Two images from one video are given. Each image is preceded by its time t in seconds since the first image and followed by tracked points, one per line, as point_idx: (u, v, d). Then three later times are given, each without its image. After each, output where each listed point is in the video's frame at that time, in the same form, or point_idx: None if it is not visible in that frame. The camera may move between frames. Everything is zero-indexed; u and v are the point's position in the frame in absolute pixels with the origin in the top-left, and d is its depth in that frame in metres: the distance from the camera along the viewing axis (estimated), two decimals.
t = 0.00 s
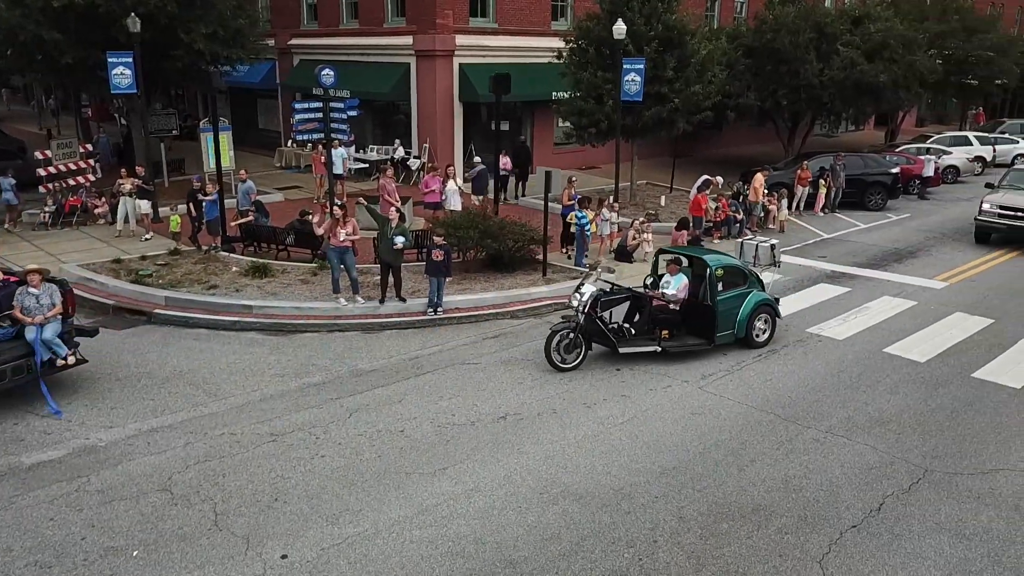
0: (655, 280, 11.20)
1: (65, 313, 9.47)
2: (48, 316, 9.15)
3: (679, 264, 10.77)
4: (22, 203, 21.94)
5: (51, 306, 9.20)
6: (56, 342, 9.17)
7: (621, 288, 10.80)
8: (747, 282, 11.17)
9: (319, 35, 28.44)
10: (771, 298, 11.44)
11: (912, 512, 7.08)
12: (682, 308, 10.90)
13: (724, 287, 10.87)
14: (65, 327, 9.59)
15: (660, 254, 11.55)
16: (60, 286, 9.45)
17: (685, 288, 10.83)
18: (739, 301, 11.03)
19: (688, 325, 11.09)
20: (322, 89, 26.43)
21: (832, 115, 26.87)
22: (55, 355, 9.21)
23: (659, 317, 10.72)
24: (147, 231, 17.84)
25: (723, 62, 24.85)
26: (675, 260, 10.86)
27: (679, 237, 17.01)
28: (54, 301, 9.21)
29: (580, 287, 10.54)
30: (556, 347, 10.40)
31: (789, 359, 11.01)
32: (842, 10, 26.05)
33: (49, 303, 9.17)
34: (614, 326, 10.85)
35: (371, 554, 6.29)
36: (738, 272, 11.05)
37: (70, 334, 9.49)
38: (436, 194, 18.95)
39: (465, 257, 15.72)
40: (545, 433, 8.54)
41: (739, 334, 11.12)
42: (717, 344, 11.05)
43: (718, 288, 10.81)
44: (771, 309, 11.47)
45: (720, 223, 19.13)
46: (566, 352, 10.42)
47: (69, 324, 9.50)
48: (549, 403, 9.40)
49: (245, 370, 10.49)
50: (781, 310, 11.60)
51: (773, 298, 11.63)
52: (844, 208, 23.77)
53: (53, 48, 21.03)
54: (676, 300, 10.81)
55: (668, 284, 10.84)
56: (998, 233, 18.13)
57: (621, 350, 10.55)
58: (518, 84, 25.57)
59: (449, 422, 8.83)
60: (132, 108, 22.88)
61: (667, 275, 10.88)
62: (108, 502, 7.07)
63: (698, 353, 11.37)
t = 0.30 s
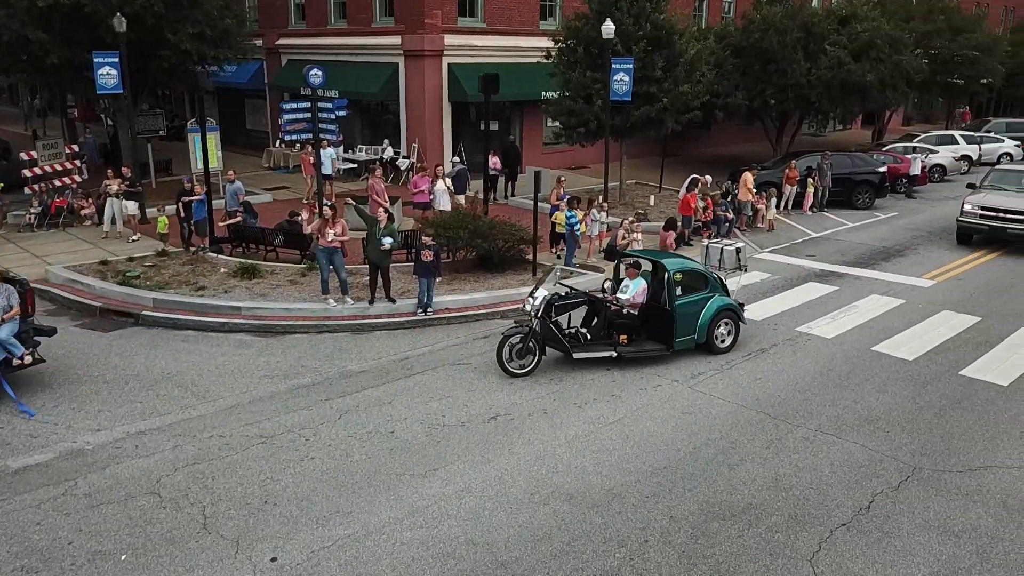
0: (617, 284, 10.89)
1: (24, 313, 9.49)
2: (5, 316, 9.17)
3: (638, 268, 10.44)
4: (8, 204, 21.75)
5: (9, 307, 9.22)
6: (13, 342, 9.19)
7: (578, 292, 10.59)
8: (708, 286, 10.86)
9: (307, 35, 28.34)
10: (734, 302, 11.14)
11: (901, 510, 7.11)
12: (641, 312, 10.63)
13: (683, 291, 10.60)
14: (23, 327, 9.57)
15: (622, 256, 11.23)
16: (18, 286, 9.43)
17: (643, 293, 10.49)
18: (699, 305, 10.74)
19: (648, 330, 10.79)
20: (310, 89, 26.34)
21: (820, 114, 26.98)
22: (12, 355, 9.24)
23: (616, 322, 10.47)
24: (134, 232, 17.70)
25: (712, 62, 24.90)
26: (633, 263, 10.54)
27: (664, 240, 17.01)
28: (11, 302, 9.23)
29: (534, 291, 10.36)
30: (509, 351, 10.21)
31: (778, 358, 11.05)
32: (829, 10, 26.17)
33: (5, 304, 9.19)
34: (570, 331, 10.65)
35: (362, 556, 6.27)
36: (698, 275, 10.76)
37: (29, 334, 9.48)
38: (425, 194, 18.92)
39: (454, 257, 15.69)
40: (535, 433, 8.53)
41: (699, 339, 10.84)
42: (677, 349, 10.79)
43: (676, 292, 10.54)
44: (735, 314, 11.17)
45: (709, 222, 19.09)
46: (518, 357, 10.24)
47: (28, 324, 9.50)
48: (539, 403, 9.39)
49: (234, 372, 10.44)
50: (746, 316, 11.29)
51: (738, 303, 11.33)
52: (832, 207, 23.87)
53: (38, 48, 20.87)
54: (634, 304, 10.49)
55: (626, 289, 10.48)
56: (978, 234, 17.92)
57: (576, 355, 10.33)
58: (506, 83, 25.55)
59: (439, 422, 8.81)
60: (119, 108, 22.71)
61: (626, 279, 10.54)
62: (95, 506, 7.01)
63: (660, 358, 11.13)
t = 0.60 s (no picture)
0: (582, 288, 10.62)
1: None
2: None
3: (601, 272, 10.21)
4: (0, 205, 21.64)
5: None
6: None
7: (537, 296, 10.27)
8: (671, 291, 10.62)
9: (300, 35, 28.28)
10: (699, 308, 10.88)
11: (896, 509, 7.12)
12: (603, 317, 10.38)
13: (645, 296, 10.37)
14: None
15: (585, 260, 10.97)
16: None
17: (606, 297, 10.19)
18: (663, 311, 10.50)
19: (610, 334, 10.54)
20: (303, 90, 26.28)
21: (813, 113, 27.03)
22: None
23: (576, 327, 10.22)
24: (126, 233, 17.62)
25: (705, 61, 24.94)
26: (596, 266, 10.27)
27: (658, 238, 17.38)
28: None
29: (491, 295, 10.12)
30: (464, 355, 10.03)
31: (773, 357, 11.06)
32: (822, 10, 26.24)
33: None
34: (530, 335, 10.39)
35: (357, 557, 6.25)
36: (661, 280, 10.53)
37: None
38: (419, 195, 18.91)
39: (448, 257, 15.66)
40: (530, 433, 8.52)
41: (663, 345, 10.58)
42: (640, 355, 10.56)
43: (638, 296, 10.31)
44: (700, 319, 10.92)
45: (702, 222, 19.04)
46: (474, 362, 10.02)
47: None
48: (533, 403, 9.38)
49: (228, 373, 10.40)
50: (713, 321, 11.02)
51: (704, 308, 11.07)
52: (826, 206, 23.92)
53: (29, 48, 20.76)
54: (595, 308, 10.18)
55: (589, 293, 10.20)
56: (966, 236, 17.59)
57: (532, 361, 10.09)
58: (500, 83, 25.53)
59: (433, 423, 8.79)
60: (111, 108, 22.60)
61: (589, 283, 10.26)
62: (88, 509, 6.97)
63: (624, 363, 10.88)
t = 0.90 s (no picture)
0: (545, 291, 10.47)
1: None
2: None
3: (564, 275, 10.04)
4: None
5: None
6: None
7: (496, 300, 10.18)
8: (634, 296, 10.42)
9: (294, 34, 28.23)
10: (664, 314, 10.66)
11: (891, 508, 7.14)
12: (564, 322, 10.18)
13: (607, 300, 10.18)
14: None
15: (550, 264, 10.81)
16: None
17: (567, 301, 10.03)
18: (626, 316, 10.30)
19: (572, 339, 10.34)
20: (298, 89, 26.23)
21: (807, 113, 27.08)
22: None
23: (537, 331, 10.01)
24: (119, 234, 17.55)
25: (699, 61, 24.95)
26: (559, 269, 10.09)
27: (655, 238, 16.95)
28: None
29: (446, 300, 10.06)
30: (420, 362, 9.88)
31: (768, 357, 11.08)
32: (815, 10, 26.28)
33: None
34: (489, 341, 10.23)
35: (353, 559, 6.22)
36: (624, 284, 10.34)
37: None
38: (413, 195, 18.89)
39: (443, 257, 15.65)
40: (525, 434, 8.52)
41: (626, 351, 10.37)
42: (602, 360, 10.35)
43: (599, 301, 10.13)
44: (665, 325, 10.71)
45: (696, 221, 19.16)
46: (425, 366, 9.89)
47: None
48: (528, 404, 9.38)
49: (222, 374, 10.37)
50: (679, 328, 10.79)
51: (670, 314, 10.85)
52: (820, 206, 23.98)
53: (21, 48, 20.67)
54: (556, 312, 10.01)
55: (550, 297, 10.04)
56: (955, 238, 17.34)
57: (489, 366, 9.92)
58: (494, 83, 25.51)
59: (429, 424, 8.78)
60: (103, 108, 22.50)
61: (551, 287, 10.11)
62: (82, 511, 6.94)
63: (589, 368, 10.67)
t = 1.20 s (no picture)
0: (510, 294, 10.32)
1: None
2: None
3: (526, 279, 9.87)
4: None
5: None
6: None
7: (455, 304, 10.11)
8: (597, 302, 10.22)
9: (288, 34, 28.17)
10: (629, 319, 10.41)
11: (886, 507, 7.15)
12: (526, 325, 10.02)
13: (567, 305, 10.01)
14: None
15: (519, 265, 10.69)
16: None
17: (528, 305, 9.85)
18: (588, 321, 10.11)
19: (534, 343, 10.20)
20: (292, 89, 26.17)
21: (801, 112, 27.12)
22: None
23: (496, 335, 9.86)
24: (113, 234, 17.48)
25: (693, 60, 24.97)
26: (521, 272, 9.97)
27: (655, 237, 17.87)
28: None
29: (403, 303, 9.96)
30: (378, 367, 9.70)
31: (763, 356, 11.10)
32: (809, 10, 26.33)
33: None
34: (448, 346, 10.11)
35: (348, 560, 6.20)
36: (587, 288, 10.15)
37: None
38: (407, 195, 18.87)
39: (437, 257, 15.63)
40: (520, 434, 8.51)
41: (588, 356, 10.18)
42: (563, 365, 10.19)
43: (559, 305, 9.96)
44: (630, 331, 10.46)
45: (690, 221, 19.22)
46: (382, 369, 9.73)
47: None
48: (523, 404, 9.37)
49: (217, 375, 10.34)
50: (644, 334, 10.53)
51: (636, 320, 10.60)
52: (814, 205, 24.03)
53: (14, 48, 20.57)
54: (516, 316, 9.84)
55: (511, 300, 9.90)
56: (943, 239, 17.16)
57: (444, 371, 9.79)
58: (489, 83, 25.50)
59: (424, 424, 8.77)
60: (96, 108, 22.40)
61: (513, 290, 9.97)
62: (76, 513, 6.91)
63: (554, 372, 10.52)
